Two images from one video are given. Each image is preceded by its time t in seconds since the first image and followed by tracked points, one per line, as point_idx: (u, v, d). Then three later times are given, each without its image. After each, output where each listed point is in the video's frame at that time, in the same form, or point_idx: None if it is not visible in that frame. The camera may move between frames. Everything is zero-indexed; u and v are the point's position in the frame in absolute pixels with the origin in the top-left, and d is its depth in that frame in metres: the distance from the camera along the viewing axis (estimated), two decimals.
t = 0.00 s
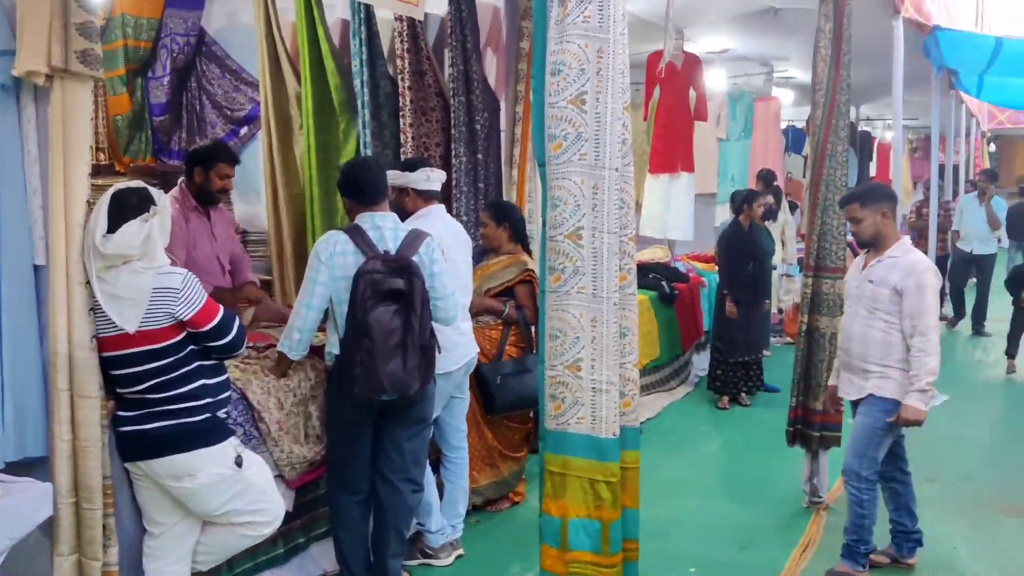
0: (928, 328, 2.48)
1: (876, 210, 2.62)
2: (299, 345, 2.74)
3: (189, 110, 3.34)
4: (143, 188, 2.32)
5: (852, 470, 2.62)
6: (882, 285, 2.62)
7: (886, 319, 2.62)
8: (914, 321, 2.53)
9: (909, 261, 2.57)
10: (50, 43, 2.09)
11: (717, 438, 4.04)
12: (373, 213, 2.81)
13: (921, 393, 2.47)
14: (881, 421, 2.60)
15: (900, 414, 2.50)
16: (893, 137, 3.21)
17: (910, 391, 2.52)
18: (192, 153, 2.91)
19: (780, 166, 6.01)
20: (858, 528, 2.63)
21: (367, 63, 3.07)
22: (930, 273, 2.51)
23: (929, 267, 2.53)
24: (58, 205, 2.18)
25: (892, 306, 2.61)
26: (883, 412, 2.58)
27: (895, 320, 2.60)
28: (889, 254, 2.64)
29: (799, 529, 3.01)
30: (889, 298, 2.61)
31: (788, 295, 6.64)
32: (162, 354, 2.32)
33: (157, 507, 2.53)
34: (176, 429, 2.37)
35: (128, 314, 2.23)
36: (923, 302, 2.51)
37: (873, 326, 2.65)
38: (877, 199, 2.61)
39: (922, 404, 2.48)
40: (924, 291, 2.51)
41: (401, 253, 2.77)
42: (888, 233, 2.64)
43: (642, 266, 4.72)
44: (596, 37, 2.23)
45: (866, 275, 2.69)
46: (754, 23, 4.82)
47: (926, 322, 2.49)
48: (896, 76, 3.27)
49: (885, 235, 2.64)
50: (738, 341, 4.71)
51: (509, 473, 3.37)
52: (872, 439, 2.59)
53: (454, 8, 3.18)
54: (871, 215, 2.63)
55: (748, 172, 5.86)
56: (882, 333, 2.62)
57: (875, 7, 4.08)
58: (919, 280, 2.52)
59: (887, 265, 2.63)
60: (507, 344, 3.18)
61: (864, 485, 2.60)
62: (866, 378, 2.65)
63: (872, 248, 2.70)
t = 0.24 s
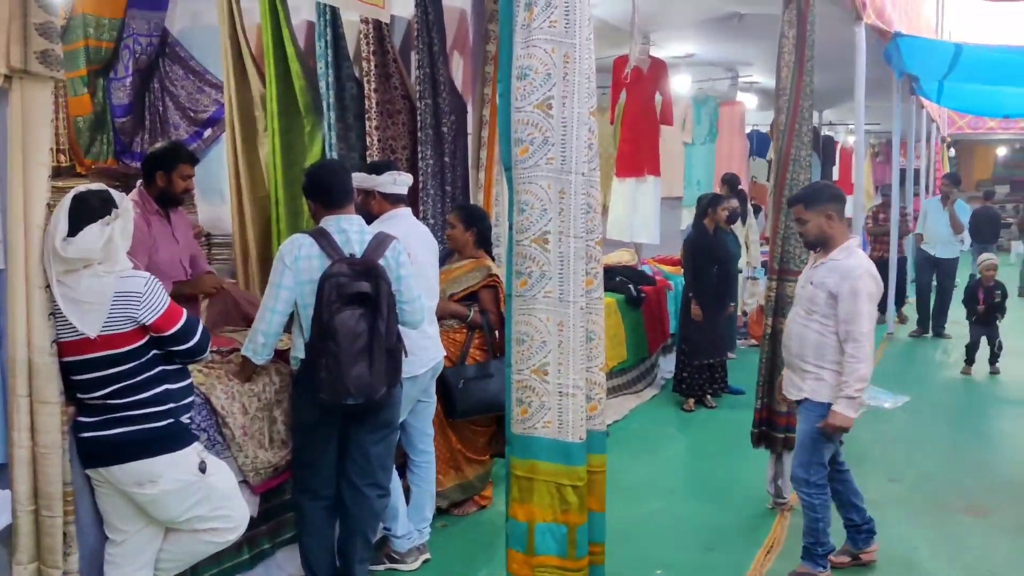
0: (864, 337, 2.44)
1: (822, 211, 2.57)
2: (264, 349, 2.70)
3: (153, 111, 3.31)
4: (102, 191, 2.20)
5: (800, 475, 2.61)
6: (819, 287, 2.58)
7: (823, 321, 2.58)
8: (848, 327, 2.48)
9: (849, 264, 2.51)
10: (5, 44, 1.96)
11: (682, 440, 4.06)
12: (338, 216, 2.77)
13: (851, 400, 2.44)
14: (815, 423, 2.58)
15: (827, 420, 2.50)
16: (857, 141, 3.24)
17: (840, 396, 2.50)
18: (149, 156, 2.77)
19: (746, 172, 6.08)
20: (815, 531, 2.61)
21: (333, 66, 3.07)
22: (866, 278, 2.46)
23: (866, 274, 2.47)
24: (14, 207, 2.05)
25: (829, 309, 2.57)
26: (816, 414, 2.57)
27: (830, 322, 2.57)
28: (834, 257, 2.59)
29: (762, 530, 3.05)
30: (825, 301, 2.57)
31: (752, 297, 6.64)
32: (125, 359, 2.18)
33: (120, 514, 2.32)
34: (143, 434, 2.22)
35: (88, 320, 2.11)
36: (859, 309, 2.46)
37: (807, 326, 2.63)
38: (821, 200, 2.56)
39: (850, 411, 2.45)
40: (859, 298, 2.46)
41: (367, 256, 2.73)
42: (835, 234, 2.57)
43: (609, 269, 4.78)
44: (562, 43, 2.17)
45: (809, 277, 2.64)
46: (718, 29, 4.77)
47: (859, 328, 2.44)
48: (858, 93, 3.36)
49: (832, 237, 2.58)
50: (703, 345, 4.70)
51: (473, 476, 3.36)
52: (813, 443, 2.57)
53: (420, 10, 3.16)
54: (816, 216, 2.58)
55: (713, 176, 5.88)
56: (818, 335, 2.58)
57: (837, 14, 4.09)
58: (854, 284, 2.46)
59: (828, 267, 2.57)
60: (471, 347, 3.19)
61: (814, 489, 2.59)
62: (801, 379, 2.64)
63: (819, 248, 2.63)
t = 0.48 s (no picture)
0: (793, 340, 2.47)
1: (767, 214, 2.62)
2: (226, 354, 2.67)
3: (112, 113, 3.26)
4: (59, 194, 2.14)
5: (766, 476, 2.60)
6: (761, 287, 2.62)
7: (762, 322, 2.62)
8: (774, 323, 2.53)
9: (787, 266, 2.55)
10: None
11: (647, 442, 4.08)
12: (300, 220, 2.77)
13: (748, 389, 2.46)
14: (776, 425, 2.57)
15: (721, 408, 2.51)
16: (818, 142, 3.34)
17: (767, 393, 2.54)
18: (97, 156, 2.71)
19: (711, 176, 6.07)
20: (781, 531, 2.61)
21: (296, 68, 3.05)
22: (803, 280, 2.50)
23: (803, 275, 2.51)
24: None
25: (768, 308, 2.61)
26: (776, 417, 2.55)
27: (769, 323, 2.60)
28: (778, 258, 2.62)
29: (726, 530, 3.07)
30: (766, 300, 2.60)
31: (714, 299, 6.65)
32: (83, 365, 2.13)
33: (78, 523, 2.26)
34: (108, 441, 2.17)
35: (45, 326, 2.04)
36: (788, 308, 2.50)
37: (751, 327, 2.66)
38: (769, 202, 2.60)
39: (747, 401, 2.46)
40: (791, 297, 2.50)
41: (330, 260, 2.71)
42: (780, 234, 2.62)
43: (574, 271, 4.78)
44: (524, 47, 2.14)
45: (755, 277, 2.68)
46: (680, 36, 4.80)
47: (780, 325, 2.49)
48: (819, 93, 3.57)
49: (777, 237, 2.62)
50: (663, 344, 4.66)
51: (440, 480, 3.36)
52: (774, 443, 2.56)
53: (383, 13, 3.05)
54: (761, 217, 2.64)
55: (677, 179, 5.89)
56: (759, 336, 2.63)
57: (798, 22, 4.13)
58: (793, 285, 2.50)
59: (771, 269, 2.61)
60: (437, 350, 3.17)
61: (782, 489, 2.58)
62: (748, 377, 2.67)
63: (767, 248, 2.68)
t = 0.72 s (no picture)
0: (745, 341, 2.51)
1: (713, 213, 2.66)
2: (193, 359, 2.64)
3: (77, 115, 3.25)
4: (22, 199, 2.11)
5: (735, 476, 2.59)
6: (711, 289, 2.64)
7: (714, 324, 2.65)
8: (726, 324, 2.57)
9: (734, 269, 2.58)
10: None
11: (617, 444, 4.09)
12: (268, 223, 2.74)
13: (693, 386, 2.51)
14: (740, 426, 2.58)
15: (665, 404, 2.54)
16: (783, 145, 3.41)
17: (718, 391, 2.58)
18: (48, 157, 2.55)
19: (678, 179, 5.78)
20: (751, 528, 2.59)
21: (264, 70, 3.05)
22: (751, 282, 2.53)
23: (753, 277, 2.54)
24: None
25: (720, 311, 2.63)
26: (740, 419, 2.57)
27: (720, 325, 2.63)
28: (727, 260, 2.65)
29: (695, 531, 3.08)
30: (717, 303, 2.63)
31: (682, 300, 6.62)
32: (46, 370, 2.08)
33: (40, 529, 2.19)
34: (70, 447, 2.11)
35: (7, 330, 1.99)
36: (737, 310, 2.53)
37: (704, 330, 2.68)
38: (719, 202, 2.64)
39: (692, 398, 2.52)
40: (741, 299, 2.53)
41: (297, 263, 2.67)
42: (726, 236, 2.66)
43: (544, 274, 4.80)
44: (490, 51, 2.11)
45: (704, 280, 2.70)
46: (649, 40, 4.83)
47: (731, 326, 2.52)
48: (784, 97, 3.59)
49: (722, 238, 2.67)
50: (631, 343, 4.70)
51: (412, 484, 3.35)
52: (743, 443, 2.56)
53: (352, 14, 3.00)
54: (707, 217, 2.67)
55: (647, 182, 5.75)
56: (711, 339, 2.65)
57: (765, 26, 4.17)
58: (744, 288, 2.53)
59: (720, 271, 2.63)
60: (407, 353, 3.16)
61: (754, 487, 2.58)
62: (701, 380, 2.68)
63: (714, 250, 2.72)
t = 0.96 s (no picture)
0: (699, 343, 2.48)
1: (645, 216, 2.59)
2: (153, 362, 2.58)
3: (36, 116, 3.16)
4: None
5: (669, 476, 2.56)
6: (645, 294, 2.58)
7: (645, 327, 2.58)
8: (672, 332, 2.49)
9: (667, 273, 2.53)
10: None
11: (584, 445, 4.09)
12: (230, 225, 2.70)
13: (681, 402, 2.43)
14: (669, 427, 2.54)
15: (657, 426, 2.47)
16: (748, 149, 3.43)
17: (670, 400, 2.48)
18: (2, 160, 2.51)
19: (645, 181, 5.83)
20: (703, 527, 2.57)
21: (226, 71, 3.03)
22: (689, 285, 2.49)
23: (688, 281, 2.51)
24: None
25: (653, 314, 2.57)
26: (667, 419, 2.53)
27: (655, 329, 2.56)
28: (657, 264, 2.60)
29: (661, 531, 3.09)
30: (651, 307, 2.57)
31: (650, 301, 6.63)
32: None
33: None
34: (25, 453, 2.03)
35: None
36: (683, 315, 2.48)
37: (633, 334, 2.60)
38: (649, 204, 2.59)
39: (681, 414, 2.44)
40: (683, 303, 2.48)
41: (260, 265, 2.65)
42: (653, 240, 2.60)
43: (511, 275, 4.81)
44: (450, 52, 2.10)
45: (633, 284, 2.63)
46: (614, 42, 4.84)
47: (680, 331, 2.46)
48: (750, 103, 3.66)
49: (650, 242, 2.60)
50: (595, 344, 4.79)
51: (378, 486, 3.33)
52: (675, 444, 2.52)
53: (316, 15, 3.01)
54: (639, 219, 2.61)
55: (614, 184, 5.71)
56: (644, 343, 2.57)
57: (729, 29, 4.21)
58: (680, 292, 2.49)
59: (653, 275, 2.58)
60: (373, 356, 3.15)
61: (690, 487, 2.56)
62: (634, 388, 2.59)
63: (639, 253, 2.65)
